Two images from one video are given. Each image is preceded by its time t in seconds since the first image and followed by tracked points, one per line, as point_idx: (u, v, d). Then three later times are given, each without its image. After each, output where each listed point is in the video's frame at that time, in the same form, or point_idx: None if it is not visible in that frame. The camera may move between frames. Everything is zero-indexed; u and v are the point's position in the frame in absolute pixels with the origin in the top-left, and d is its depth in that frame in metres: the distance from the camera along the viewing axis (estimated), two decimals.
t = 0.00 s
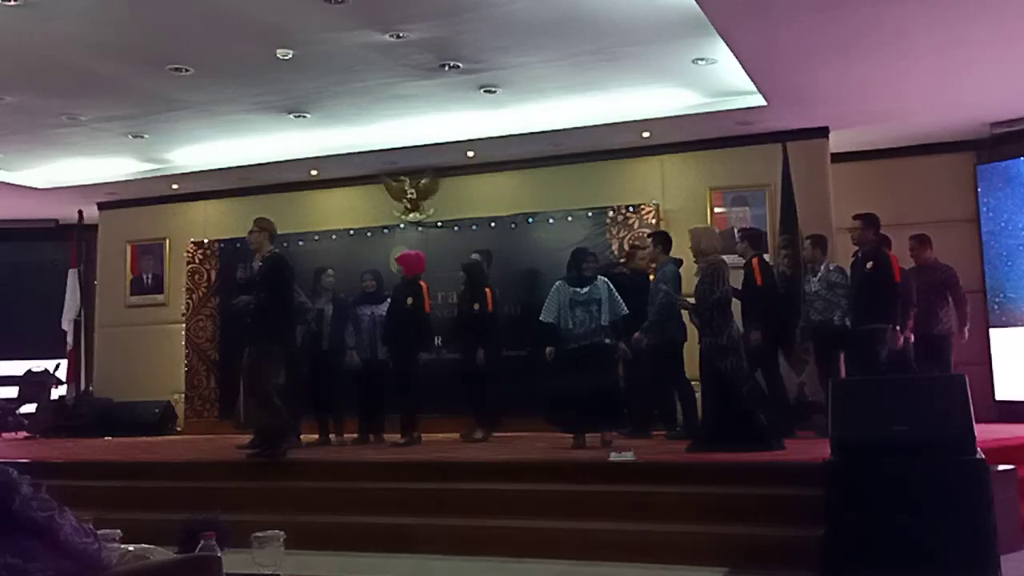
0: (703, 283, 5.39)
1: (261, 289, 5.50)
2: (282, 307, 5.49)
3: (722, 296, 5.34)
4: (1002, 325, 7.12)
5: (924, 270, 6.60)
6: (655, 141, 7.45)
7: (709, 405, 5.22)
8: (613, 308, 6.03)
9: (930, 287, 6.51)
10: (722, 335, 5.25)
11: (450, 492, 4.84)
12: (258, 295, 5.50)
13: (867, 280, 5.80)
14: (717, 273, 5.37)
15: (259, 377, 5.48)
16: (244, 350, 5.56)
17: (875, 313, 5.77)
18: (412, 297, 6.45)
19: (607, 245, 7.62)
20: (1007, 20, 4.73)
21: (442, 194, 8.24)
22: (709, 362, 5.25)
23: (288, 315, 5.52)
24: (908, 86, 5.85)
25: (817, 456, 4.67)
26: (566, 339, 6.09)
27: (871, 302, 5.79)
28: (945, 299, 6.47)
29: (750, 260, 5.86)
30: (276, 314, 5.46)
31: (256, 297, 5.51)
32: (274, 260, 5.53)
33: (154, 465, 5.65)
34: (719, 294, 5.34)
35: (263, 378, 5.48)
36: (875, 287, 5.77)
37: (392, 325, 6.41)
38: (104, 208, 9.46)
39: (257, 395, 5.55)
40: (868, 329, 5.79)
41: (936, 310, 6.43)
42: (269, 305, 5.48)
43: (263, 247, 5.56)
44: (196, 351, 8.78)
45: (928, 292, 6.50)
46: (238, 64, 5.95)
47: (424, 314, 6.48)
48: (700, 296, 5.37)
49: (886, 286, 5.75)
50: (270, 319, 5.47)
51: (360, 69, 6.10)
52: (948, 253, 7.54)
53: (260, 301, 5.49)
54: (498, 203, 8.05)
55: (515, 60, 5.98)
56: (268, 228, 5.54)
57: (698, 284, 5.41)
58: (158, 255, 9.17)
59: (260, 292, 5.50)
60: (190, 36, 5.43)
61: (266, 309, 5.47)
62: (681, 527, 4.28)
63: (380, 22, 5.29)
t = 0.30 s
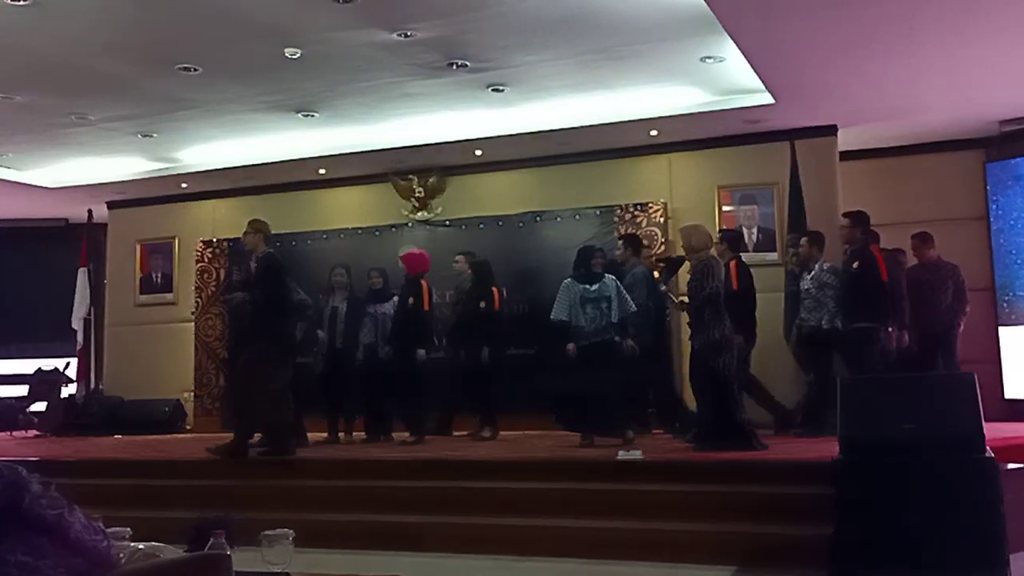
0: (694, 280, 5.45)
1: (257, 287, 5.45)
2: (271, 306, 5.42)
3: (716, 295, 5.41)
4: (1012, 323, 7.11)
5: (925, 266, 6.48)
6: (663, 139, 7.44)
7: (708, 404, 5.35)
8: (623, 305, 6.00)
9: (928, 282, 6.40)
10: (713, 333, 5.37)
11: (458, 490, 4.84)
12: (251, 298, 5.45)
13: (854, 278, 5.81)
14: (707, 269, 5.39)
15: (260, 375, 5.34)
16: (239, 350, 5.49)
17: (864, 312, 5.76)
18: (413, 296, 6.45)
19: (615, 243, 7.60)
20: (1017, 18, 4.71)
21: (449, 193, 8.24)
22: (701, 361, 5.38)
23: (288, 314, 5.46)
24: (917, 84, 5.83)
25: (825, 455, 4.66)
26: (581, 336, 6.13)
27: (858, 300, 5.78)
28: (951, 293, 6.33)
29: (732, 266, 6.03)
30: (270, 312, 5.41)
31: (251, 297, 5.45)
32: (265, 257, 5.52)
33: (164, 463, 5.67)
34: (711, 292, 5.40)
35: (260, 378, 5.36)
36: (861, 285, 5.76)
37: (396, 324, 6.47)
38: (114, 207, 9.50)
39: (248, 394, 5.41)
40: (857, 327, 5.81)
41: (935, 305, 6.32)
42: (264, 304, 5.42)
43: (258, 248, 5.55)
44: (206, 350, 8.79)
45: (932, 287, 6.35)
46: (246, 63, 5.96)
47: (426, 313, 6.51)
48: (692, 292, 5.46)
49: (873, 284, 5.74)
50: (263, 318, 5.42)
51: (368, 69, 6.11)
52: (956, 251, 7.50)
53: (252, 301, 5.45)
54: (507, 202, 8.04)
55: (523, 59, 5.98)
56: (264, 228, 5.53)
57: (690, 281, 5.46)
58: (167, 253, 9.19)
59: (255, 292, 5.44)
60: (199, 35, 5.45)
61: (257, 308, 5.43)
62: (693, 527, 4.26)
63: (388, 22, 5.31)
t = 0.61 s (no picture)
0: (691, 284, 5.49)
1: (248, 293, 5.58)
2: (257, 314, 5.57)
3: (713, 301, 5.44)
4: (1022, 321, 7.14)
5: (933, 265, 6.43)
6: (671, 138, 7.44)
7: (702, 402, 5.41)
8: (643, 304, 6.02)
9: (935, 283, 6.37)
10: (696, 338, 5.44)
11: (468, 488, 4.85)
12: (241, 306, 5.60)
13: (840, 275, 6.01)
14: (705, 271, 5.46)
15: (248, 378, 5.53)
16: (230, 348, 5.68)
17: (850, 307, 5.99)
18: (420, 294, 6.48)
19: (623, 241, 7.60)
20: None
21: (458, 191, 8.25)
22: (699, 359, 5.43)
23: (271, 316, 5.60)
24: (927, 80, 5.81)
25: (834, 454, 4.67)
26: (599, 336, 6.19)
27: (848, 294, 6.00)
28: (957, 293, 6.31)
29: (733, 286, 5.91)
30: (256, 317, 5.57)
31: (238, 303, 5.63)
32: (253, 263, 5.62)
33: (174, 461, 5.70)
34: (712, 295, 5.44)
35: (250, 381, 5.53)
36: (845, 282, 5.97)
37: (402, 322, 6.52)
38: (123, 206, 9.53)
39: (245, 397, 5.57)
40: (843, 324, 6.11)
41: (940, 304, 6.27)
42: (254, 310, 5.58)
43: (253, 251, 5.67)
44: (216, 349, 8.82)
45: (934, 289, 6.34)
46: (255, 62, 5.98)
47: (432, 313, 6.51)
48: (686, 296, 5.50)
49: (856, 280, 5.94)
50: (245, 322, 5.56)
51: (377, 68, 6.13)
52: (966, 249, 7.49)
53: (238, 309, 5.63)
54: (516, 200, 8.05)
55: (531, 57, 5.98)
56: (258, 227, 5.63)
57: (686, 284, 5.50)
58: (177, 252, 9.23)
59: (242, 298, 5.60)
60: (209, 35, 5.47)
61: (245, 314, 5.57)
62: (702, 526, 4.25)
63: (397, 21, 5.33)
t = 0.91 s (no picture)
0: (686, 283, 5.56)
1: (238, 296, 5.57)
2: (249, 316, 5.55)
3: (704, 306, 5.51)
4: None
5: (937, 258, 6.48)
6: (676, 136, 7.44)
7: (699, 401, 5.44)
8: (651, 306, 5.97)
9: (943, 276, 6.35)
10: (691, 339, 5.49)
11: (474, 486, 4.86)
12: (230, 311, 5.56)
13: (824, 276, 6.23)
14: (698, 270, 5.57)
15: (243, 378, 5.49)
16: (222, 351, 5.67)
17: (834, 307, 6.21)
18: (422, 292, 6.59)
19: (628, 239, 7.61)
20: None
21: (463, 190, 8.26)
22: (698, 358, 5.43)
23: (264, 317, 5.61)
24: (933, 78, 5.80)
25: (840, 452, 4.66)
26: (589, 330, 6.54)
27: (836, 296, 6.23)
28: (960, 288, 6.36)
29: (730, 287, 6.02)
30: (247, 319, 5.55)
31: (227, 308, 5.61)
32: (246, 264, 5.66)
33: (181, 460, 5.73)
34: (705, 296, 5.52)
35: (245, 381, 5.49)
36: (828, 282, 6.21)
37: (402, 323, 6.55)
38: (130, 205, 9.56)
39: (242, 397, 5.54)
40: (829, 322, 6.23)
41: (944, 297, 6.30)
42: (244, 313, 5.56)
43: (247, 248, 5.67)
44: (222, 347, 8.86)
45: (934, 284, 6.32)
46: (261, 61, 5.99)
47: (432, 310, 6.59)
48: (682, 295, 5.55)
49: (840, 279, 6.19)
50: (236, 325, 5.54)
51: (382, 66, 6.14)
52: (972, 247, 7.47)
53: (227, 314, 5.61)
54: (521, 199, 8.05)
55: (536, 56, 5.99)
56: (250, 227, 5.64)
57: (681, 282, 5.57)
58: (183, 252, 9.26)
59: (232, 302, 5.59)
60: (215, 35, 5.48)
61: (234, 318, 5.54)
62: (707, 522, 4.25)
63: (402, 20, 5.33)
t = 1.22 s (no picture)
0: (688, 282, 5.54)
1: (235, 294, 5.53)
2: (248, 314, 5.54)
3: (704, 307, 5.48)
4: None
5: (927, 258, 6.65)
6: (680, 134, 7.43)
7: (700, 399, 5.46)
8: (644, 306, 5.90)
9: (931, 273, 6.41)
10: (692, 337, 5.47)
11: (478, 485, 4.86)
12: (227, 310, 5.54)
13: (803, 275, 6.20)
14: (701, 269, 5.57)
15: (245, 377, 5.49)
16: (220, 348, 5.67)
17: (814, 306, 6.16)
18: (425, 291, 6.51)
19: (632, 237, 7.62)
20: None
21: (467, 189, 8.26)
22: (699, 359, 5.43)
23: (263, 315, 5.59)
24: (937, 76, 5.79)
25: (845, 450, 4.66)
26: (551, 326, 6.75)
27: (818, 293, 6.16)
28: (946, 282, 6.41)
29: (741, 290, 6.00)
30: (246, 317, 5.53)
31: (223, 306, 5.58)
32: (237, 262, 5.58)
33: (187, 459, 5.74)
34: (706, 295, 5.50)
35: (248, 379, 5.50)
36: (808, 282, 6.17)
37: (406, 321, 6.47)
38: (134, 204, 9.57)
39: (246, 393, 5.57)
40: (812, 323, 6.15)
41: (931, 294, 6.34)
42: (242, 311, 5.54)
43: (241, 247, 5.64)
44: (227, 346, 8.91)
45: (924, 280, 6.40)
46: (264, 60, 6.00)
47: (437, 307, 6.58)
48: (683, 293, 5.52)
49: (820, 280, 6.14)
50: (234, 323, 5.53)
51: (386, 65, 6.14)
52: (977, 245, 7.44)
53: (224, 313, 5.58)
54: (523, 198, 8.05)
55: (540, 55, 5.99)
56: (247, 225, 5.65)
57: (683, 282, 5.54)
58: (188, 251, 9.27)
59: (227, 300, 5.55)
60: (218, 34, 5.50)
61: (232, 316, 5.53)
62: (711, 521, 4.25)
63: (405, 19, 5.33)
